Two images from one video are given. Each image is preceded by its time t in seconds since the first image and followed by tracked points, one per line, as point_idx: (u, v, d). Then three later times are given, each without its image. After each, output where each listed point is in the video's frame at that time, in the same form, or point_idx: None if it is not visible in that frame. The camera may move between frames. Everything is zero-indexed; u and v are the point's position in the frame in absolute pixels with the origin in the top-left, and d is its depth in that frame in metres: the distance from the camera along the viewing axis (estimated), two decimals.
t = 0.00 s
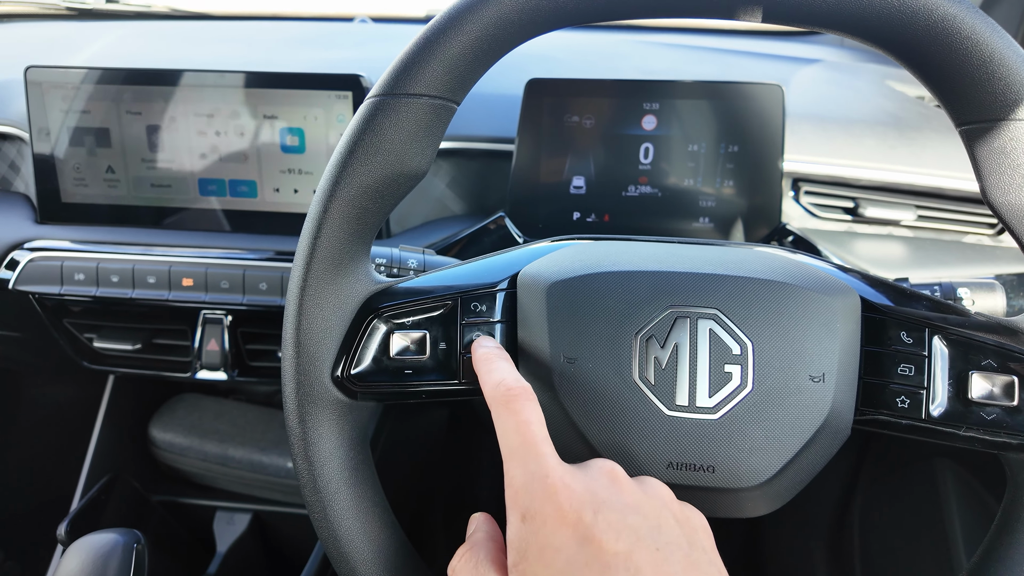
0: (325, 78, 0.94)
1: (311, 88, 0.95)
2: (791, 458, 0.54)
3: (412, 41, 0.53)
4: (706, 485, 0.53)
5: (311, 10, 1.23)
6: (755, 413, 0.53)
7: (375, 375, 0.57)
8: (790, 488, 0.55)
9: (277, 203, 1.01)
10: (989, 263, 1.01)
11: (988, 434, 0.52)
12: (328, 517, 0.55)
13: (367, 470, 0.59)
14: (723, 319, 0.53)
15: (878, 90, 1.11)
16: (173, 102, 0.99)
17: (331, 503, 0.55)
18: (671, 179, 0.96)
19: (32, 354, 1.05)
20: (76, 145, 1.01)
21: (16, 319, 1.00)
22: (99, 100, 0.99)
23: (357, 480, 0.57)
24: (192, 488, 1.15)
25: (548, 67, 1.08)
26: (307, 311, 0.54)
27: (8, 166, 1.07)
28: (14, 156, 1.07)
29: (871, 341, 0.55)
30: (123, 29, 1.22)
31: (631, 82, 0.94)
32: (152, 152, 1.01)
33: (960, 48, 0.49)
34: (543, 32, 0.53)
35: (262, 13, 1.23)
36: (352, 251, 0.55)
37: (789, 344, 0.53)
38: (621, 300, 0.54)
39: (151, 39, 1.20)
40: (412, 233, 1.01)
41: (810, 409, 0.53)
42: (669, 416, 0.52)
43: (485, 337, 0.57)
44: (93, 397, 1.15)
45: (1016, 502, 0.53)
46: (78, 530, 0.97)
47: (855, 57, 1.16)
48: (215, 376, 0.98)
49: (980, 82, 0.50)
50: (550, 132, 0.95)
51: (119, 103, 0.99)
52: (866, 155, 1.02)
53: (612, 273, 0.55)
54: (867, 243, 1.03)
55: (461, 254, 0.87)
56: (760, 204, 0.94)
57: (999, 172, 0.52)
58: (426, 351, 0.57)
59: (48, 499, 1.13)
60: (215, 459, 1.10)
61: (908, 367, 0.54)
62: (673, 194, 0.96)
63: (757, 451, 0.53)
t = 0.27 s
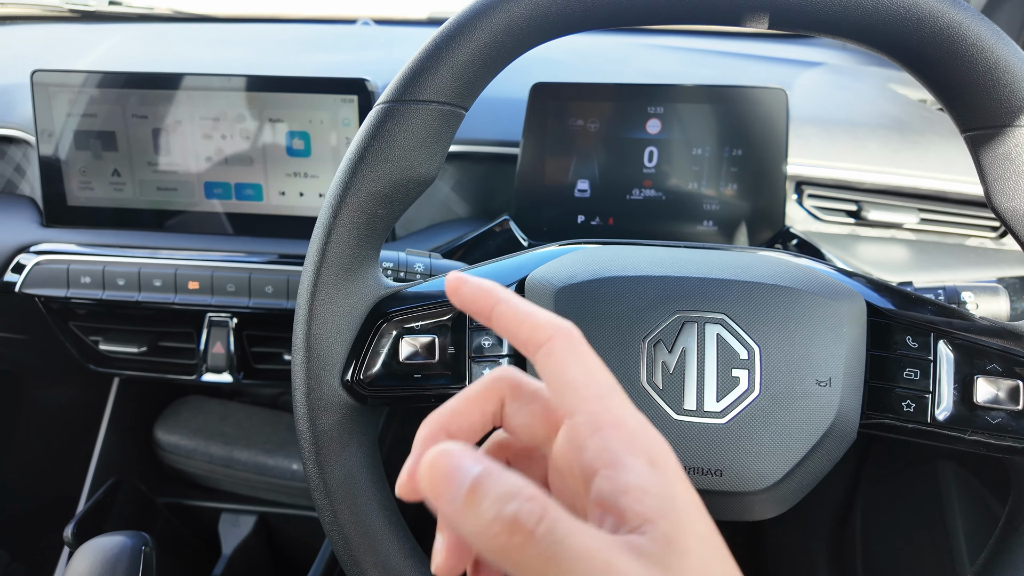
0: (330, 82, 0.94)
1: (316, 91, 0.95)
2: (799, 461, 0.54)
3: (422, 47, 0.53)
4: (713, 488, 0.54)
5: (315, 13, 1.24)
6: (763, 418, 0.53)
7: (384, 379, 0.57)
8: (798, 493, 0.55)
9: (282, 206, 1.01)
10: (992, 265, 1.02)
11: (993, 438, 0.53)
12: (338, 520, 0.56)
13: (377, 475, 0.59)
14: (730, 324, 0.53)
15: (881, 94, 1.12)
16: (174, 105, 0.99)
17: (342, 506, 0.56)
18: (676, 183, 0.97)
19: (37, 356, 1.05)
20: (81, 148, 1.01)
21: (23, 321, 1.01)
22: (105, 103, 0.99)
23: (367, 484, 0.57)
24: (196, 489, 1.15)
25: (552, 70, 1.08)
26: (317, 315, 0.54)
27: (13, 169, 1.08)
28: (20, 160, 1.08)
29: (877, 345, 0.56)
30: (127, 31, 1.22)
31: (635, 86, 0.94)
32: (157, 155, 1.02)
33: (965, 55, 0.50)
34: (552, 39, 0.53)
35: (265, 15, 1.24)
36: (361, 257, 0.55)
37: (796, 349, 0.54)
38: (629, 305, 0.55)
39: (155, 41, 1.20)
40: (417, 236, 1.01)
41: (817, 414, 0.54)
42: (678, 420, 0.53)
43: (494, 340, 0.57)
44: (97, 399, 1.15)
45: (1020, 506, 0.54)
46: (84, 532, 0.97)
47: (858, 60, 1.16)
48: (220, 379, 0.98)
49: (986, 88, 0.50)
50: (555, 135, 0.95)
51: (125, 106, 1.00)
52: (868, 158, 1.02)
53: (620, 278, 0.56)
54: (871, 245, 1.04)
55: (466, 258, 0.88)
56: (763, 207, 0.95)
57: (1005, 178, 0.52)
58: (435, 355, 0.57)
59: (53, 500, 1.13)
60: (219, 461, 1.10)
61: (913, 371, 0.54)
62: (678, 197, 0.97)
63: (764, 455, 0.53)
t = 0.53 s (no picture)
0: (331, 83, 0.94)
1: (317, 92, 0.95)
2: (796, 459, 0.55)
3: (424, 48, 0.53)
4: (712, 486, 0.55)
5: (315, 13, 1.24)
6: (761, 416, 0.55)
7: (386, 381, 0.57)
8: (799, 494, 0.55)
9: (283, 207, 1.01)
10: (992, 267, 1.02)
11: (994, 438, 0.53)
12: (341, 521, 0.56)
13: (379, 476, 0.59)
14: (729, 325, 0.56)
15: (881, 94, 1.12)
16: (174, 105, 0.99)
17: (344, 507, 0.56)
18: (677, 184, 0.97)
19: (38, 356, 1.05)
20: (81, 148, 1.01)
21: (24, 322, 1.01)
22: (105, 104, 0.99)
23: (369, 485, 0.57)
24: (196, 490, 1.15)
25: (553, 71, 1.08)
26: (320, 317, 0.54)
27: (14, 170, 1.08)
28: (20, 160, 1.08)
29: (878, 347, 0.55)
30: (127, 32, 1.22)
31: (636, 87, 0.94)
32: (158, 156, 1.02)
33: (966, 57, 0.50)
34: (553, 40, 0.53)
35: (266, 15, 1.24)
36: (363, 258, 0.55)
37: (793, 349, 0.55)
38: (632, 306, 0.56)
39: (155, 41, 1.20)
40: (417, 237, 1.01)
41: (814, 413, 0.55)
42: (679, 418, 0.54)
43: (497, 341, 0.58)
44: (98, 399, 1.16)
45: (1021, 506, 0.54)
46: (85, 533, 0.97)
47: (859, 61, 1.16)
48: (221, 379, 0.98)
49: (987, 90, 0.51)
50: (556, 136, 0.95)
51: (126, 107, 1.00)
52: (869, 159, 1.02)
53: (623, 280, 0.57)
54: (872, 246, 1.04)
55: (467, 258, 0.88)
56: (764, 208, 0.95)
57: (1007, 179, 0.52)
58: (437, 357, 0.57)
59: (54, 501, 1.13)
60: (220, 461, 1.10)
61: (915, 373, 0.54)
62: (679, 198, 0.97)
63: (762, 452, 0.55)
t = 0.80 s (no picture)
0: (332, 82, 0.94)
1: (317, 91, 0.95)
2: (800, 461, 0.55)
3: (424, 47, 0.53)
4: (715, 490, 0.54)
5: (315, 12, 1.23)
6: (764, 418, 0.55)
7: (387, 382, 0.56)
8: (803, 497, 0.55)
9: (282, 207, 1.01)
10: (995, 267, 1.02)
11: (1000, 441, 0.52)
12: (340, 524, 0.55)
13: (378, 478, 0.59)
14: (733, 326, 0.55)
15: (884, 93, 1.11)
16: (173, 105, 0.98)
17: (343, 510, 0.55)
18: (679, 184, 0.96)
19: (37, 357, 1.04)
20: (80, 148, 1.00)
21: (22, 322, 1.00)
22: (104, 103, 0.99)
23: (368, 488, 0.57)
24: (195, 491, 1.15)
25: (554, 70, 1.08)
26: (319, 318, 0.53)
27: (12, 170, 1.07)
28: (19, 160, 1.07)
29: (882, 348, 0.54)
30: (126, 31, 1.22)
31: (638, 86, 0.94)
32: (157, 155, 1.01)
33: (970, 56, 0.49)
34: (555, 39, 0.53)
35: (265, 14, 1.23)
36: (363, 259, 0.55)
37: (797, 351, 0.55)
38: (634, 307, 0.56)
39: (154, 41, 1.19)
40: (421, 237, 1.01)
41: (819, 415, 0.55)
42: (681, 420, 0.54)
43: (497, 342, 0.57)
44: (97, 400, 1.15)
45: None
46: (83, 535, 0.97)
47: (861, 60, 1.16)
48: (220, 380, 0.98)
49: (991, 89, 0.50)
50: (558, 136, 0.95)
51: (125, 106, 0.99)
52: (871, 159, 1.02)
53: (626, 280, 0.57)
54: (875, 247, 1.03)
55: (468, 258, 0.88)
56: (767, 208, 0.95)
57: (1011, 179, 0.52)
58: (437, 358, 0.57)
59: (52, 502, 1.12)
60: (219, 462, 1.09)
61: (920, 373, 0.54)
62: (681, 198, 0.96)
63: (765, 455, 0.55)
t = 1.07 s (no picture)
0: (333, 83, 0.94)
1: (319, 92, 0.95)
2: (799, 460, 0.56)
3: (427, 49, 0.53)
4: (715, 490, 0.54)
5: (316, 13, 1.23)
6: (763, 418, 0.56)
7: (389, 383, 0.57)
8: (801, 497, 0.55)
9: (284, 208, 1.01)
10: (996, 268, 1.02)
11: (1000, 441, 0.53)
12: (342, 524, 0.56)
13: (381, 479, 0.59)
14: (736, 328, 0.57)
15: (884, 94, 1.11)
16: (174, 105, 0.99)
17: (346, 510, 0.56)
18: (679, 184, 0.96)
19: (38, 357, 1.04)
20: (81, 149, 1.00)
21: (24, 322, 1.01)
22: (106, 104, 0.99)
23: (371, 488, 0.57)
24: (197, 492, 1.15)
25: (555, 71, 1.08)
26: (322, 318, 0.54)
27: (14, 171, 1.07)
28: (20, 161, 1.07)
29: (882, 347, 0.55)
30: (127, 31, 1.22)
31: (638, 87, 0.94)
32: (158, 156, 1.01)
33: (971, 58, 0.50)
34: (557, 41, 0.53)
35: (266, 15, 1.23)
36: (366, 260, 0.55)
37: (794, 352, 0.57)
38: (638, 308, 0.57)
39: (155, 42, 1.20)
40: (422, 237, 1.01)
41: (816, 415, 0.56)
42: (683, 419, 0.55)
43: (499, 344, 0.58)
44: (98, 400, 1.15)
45: None
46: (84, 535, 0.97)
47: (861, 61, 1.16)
48: (221, 381, 0.98)
49: (992, 91, 0.50)
50: (558, 137, 0.95)
51: (127, 107, 0.99)
52: (871, 160, 1.02)
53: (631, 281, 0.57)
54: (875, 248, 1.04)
55: (469, 259, 0.88)
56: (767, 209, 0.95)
57: (1012, 180, 0.52)
58: (439, 359, 0.57)
59: (54, 502, 1.12)
60: (220, 463, 1.10)
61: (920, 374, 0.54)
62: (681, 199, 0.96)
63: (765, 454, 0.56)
